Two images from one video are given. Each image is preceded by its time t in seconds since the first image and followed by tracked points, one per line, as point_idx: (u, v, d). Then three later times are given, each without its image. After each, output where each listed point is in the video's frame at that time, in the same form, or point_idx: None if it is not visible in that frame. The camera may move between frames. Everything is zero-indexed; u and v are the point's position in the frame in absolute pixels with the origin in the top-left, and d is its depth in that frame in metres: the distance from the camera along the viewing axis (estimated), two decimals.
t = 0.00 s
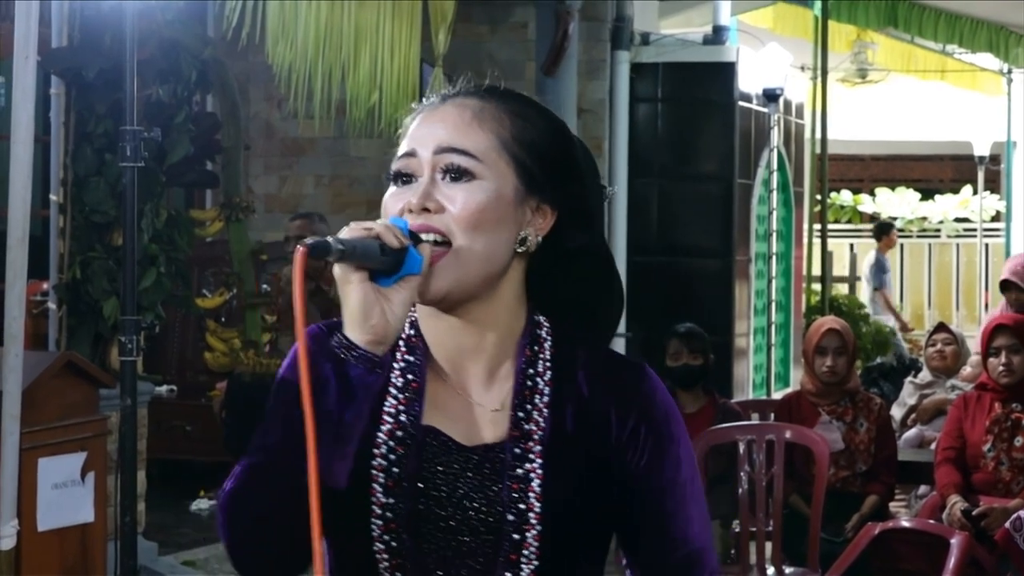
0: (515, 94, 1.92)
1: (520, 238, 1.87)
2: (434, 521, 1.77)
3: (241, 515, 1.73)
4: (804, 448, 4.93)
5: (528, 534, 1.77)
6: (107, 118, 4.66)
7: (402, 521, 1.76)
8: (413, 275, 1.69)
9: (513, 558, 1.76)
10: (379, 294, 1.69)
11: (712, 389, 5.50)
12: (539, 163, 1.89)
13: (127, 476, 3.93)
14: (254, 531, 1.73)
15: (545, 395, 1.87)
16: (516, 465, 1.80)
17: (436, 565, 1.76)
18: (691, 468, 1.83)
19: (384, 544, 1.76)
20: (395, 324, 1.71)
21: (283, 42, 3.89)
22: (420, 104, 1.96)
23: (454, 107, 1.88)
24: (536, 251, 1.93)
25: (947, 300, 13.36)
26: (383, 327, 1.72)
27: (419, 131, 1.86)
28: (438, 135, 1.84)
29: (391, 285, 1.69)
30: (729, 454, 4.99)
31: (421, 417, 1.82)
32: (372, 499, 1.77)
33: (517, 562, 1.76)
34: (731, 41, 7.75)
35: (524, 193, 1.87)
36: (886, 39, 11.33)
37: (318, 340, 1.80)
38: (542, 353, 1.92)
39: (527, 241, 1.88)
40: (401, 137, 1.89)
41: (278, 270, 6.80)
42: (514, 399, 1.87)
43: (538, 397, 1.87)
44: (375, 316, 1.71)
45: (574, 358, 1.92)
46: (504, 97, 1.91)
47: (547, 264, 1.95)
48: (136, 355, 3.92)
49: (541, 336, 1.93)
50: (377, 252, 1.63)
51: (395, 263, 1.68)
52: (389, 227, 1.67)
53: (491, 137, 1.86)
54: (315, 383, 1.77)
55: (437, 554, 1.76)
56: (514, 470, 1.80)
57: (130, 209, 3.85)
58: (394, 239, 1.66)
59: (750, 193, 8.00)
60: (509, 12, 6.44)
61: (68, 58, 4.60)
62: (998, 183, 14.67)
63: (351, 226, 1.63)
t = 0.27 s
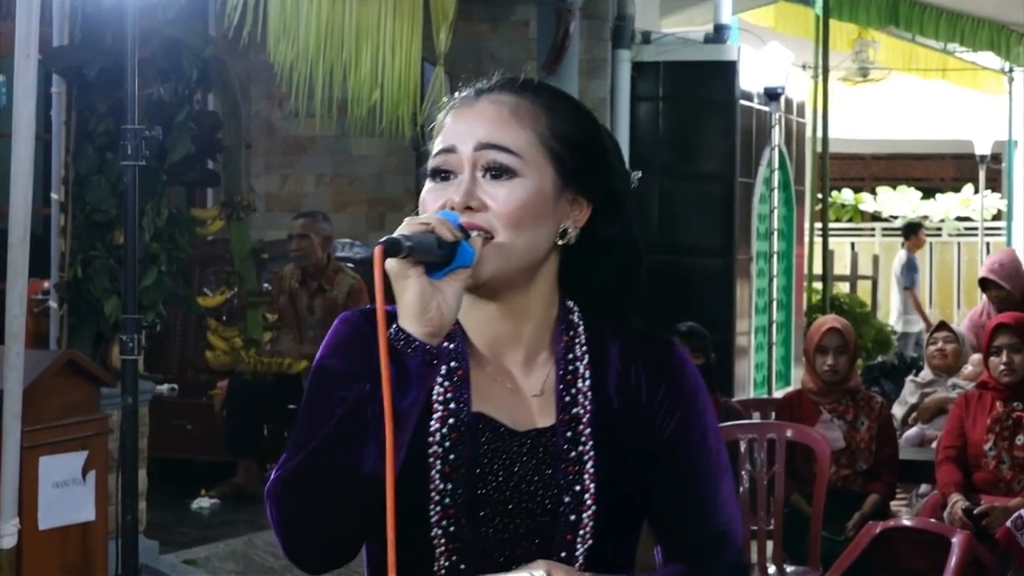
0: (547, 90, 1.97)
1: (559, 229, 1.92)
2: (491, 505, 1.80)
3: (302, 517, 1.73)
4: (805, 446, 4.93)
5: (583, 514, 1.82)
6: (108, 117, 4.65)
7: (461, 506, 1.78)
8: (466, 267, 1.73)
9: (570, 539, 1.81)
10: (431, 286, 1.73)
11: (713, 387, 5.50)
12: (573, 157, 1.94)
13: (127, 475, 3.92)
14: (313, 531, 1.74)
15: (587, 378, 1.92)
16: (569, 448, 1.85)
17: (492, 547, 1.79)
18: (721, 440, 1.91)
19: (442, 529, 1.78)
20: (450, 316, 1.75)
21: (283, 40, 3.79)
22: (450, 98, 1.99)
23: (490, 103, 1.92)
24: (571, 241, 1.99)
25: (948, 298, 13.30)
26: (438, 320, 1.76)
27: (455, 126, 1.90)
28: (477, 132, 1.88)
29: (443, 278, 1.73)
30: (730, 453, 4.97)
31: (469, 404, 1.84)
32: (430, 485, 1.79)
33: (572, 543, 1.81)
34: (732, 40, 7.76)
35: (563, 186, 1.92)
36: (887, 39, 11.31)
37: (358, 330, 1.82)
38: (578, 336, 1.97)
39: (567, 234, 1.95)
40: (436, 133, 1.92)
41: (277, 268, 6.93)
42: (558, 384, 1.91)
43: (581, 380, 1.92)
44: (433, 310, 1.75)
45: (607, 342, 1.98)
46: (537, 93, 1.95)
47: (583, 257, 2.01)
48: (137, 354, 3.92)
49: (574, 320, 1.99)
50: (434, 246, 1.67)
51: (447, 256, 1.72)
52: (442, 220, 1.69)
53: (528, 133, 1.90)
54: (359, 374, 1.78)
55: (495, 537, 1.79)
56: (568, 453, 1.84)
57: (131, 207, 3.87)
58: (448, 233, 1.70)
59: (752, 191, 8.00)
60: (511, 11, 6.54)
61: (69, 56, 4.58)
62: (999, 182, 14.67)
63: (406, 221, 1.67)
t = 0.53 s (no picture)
0: (576, 97, 1.94)
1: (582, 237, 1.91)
2: (498, 508, 1.76)
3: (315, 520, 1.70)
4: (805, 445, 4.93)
5: (590, 516, 1.78)
6: (107, 115, 4.64)
7: (468, 508, 1.75)
8: (487, 276, 1.69)
9: (577, 542, 1.77)
10: (453, 295, 1.68)
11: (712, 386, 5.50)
12: (599, 166, 1.92)
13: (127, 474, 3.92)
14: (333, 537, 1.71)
15: (596, 381, 1.89)
16: (575, 450, 1.82)
17: (501, 552, 1.76)
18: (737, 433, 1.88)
19: (449, 532, 1.74)
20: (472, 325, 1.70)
21: (284, 37, 3.89)
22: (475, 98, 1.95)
23: (520, 109, 1.89)
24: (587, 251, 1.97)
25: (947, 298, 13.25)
26: (460, 331, 1.71)
27: (486, 131, 1.87)
28: (508, 139, 1.85)
29: (465, 286, 1.68)
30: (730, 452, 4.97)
31: (478, 406, 1.81)
32: (437, 488, 1.76)
33: (580, 545, 1.77)
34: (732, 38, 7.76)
35: (589, 196, 1.91)
36: (886, 37, 11.31)
37: (371, 334, 1.80)
38: (588, 340, 1.94)
39: (589, 242, 1.93)
40: (460, 135, 1.89)
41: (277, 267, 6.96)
42: (567, 386, 1.88)
43: (590, 383, 1.89)
44: (456, 320, 1.70)
45: (618, 344, 1.96)
46: (566, 99, 1.93)
47: (599, 265, 2.01)
48: (136, 352, 3.92)
49: (585, 324, 1.96)
50: (461, 257, 1.64)
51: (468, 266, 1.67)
52: (466, 230, 1.67)
53: (559, 143, 1.88)
54: (373, 377, 1.76)
55: (502, 540, 1.76)
56: (573, 454, 1.82)
57: (131, 205, 3.85)
58: (472, 243, 1.67)
59: (751, 190, 8.00)
60: (510, 9, 6.52)
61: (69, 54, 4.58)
62: (998, 180, 14.67)
63: (431, 232, 1.65)
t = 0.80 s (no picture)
0: (584, 91, 1.92)
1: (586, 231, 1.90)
2: (519, 493, 1.78)
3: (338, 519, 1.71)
4: (805, 444, 4.93)
5: (609, 502, 1.81)
6: (107, 114, 4.65)
7: (489, 492, 1.77)
8: (503, 272, 1.71)
9: (596, 527, 1.80)
10: (471, 292, 1.71)
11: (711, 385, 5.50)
12: (601, 159, 1.90)
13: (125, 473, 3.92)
14: (344, 535, 1.72)
15: (611, 371, 1.91)
16: (595, 437, 1.84)
17: (520, 536, 1.78)
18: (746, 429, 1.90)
19: (468, 516, 1.76)
20: (490, 321, 1.73)
21: (285, 34, 3.78)
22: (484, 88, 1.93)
23: (526, 101, 1.88)
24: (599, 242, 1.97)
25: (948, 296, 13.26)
26: (477, 328, 1.74)
27: (493, 125, 1.85)
28: (510, 132, 1.84)
29: (481, 282, 1.71)
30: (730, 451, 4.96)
31: (497, 393, 1.82)
32: (458, 472, 1.77)
33: (598, 531, 1.80)
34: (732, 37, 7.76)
35: (590, 192, 1.89)
36: (887, 36, 11.30)
37: (385, 329, 1.80)
38: (601, 330, 1.95)
39: (595, 236, 1.92)
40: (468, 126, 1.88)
41: (277, 266, 7.01)
42: (581, 376, 1.90)
43: (606, 373, 1.90)
44: (473, 317, 1.73)
45: (632, 334, 1.97)
46: (574, 93, 1.91)
47: (609, 260, 2.01)
48: (136, 351, 3.91)
49: (598, 315, 1.97)
50: (476, 254, 1.67)
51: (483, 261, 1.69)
52: (482, 227, 1.69)
53: (563, 136, 1.86)
54: (390, 371, 1.78)
55: (521, 525, 1.78)
56: (594, 441, 1.83)
57: (131, 204, 3.85)
58: (488, 239, 1.69)
59: (751, 188, 8.00)
60: (510, 8, 6.54)
61: (68, 53, 4.57)
62: (998, 179, 14.66)
63: (448, 230, 1.67)
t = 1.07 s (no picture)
0: (612, 111, 1.96)
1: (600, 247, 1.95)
2: (520, 495, 1.84)
3: (349, 525, 1.82)
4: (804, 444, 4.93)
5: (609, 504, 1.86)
6: (107, 114, 4.65)
7: (491, 496, 1.83)
8: (538, 294, 1.73)
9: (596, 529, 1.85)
10: (505, 313, 1.74)
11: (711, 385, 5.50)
12: (625, 179, 1.95)
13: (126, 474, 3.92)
14: (357, 542, 1.82)
15: (611, 374, 1.93)
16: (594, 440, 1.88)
17: (523, 539, 1.84)
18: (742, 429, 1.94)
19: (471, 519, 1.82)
20: (521, 342, 1.77)
21: (284, 35, 3.76)
22: (509, 99, 1.94)
23: (556, 120, 1.91)
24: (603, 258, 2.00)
25: (948, 296, 13.25)
26: (510, 347, 1.78)
27: (526, 143, 1.89)
28: (545, 152, 1.87)
29: (515, 304, 1.73)
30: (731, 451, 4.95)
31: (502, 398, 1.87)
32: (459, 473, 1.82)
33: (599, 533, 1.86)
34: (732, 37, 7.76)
35: (615, 212, 1.94)
36: (887, 35, 11.27)
37: (389, 336, 1.92)
38: (602, 336, 1.98)
39: (606, 251, 1.99)
40: (498, 135, 1.91)
41: (277, 266, 7.00)
42: (582, 381, 1.93)
43: (606, 377, 1.93)
44: (507, 336, 1.77)
45: (634, 338, 1.99)
46: (604, 113, 1.95)
47: (612, 272, 2.02)
48: (136, 351, 3.92)
49: (599, 322, 2.00)
50: (516, 277, 1.69)
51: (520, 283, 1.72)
52: (521, 250, 1.71)
53: (594, 158, 1.90)
54: (394, 378, 1.89)
55: (524, 527, 1.84)
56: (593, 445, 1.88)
57: (131, 205, 3.85)
58: (526, 262, 1.71)
59: (751, 189, 8.00)
60: (510, 8, 6.54)
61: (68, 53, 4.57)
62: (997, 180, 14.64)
63: (488, 252, 1.69)
